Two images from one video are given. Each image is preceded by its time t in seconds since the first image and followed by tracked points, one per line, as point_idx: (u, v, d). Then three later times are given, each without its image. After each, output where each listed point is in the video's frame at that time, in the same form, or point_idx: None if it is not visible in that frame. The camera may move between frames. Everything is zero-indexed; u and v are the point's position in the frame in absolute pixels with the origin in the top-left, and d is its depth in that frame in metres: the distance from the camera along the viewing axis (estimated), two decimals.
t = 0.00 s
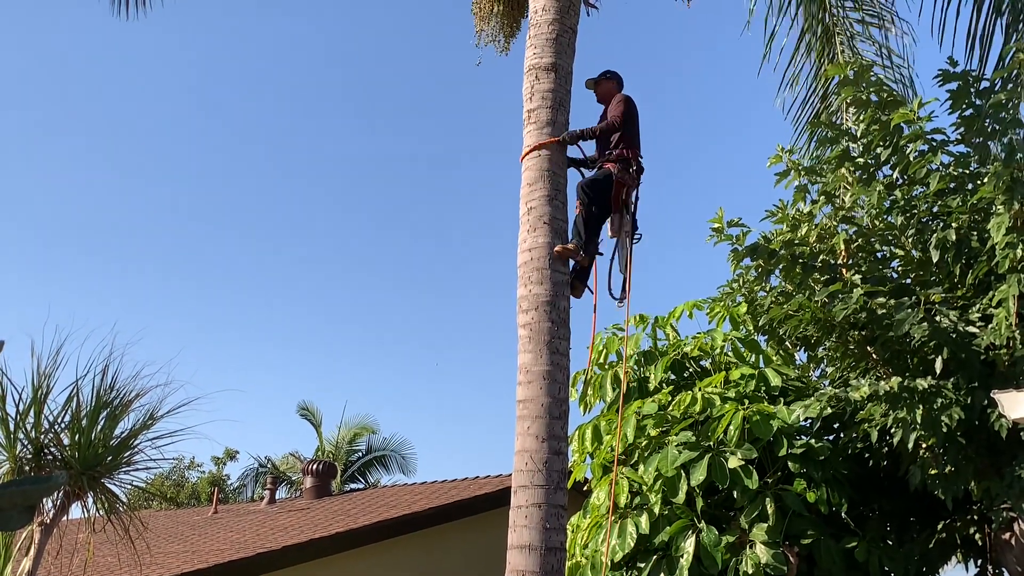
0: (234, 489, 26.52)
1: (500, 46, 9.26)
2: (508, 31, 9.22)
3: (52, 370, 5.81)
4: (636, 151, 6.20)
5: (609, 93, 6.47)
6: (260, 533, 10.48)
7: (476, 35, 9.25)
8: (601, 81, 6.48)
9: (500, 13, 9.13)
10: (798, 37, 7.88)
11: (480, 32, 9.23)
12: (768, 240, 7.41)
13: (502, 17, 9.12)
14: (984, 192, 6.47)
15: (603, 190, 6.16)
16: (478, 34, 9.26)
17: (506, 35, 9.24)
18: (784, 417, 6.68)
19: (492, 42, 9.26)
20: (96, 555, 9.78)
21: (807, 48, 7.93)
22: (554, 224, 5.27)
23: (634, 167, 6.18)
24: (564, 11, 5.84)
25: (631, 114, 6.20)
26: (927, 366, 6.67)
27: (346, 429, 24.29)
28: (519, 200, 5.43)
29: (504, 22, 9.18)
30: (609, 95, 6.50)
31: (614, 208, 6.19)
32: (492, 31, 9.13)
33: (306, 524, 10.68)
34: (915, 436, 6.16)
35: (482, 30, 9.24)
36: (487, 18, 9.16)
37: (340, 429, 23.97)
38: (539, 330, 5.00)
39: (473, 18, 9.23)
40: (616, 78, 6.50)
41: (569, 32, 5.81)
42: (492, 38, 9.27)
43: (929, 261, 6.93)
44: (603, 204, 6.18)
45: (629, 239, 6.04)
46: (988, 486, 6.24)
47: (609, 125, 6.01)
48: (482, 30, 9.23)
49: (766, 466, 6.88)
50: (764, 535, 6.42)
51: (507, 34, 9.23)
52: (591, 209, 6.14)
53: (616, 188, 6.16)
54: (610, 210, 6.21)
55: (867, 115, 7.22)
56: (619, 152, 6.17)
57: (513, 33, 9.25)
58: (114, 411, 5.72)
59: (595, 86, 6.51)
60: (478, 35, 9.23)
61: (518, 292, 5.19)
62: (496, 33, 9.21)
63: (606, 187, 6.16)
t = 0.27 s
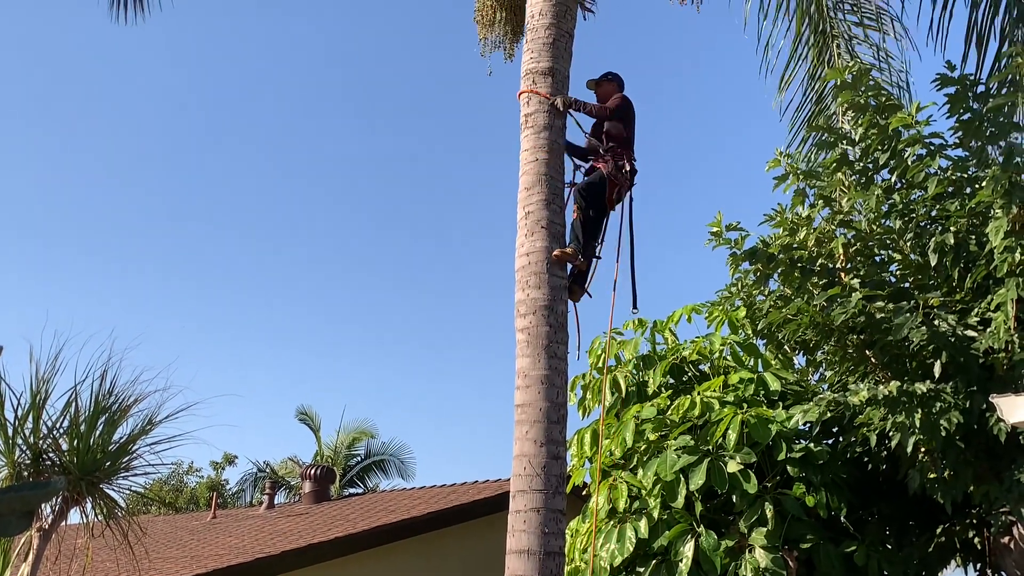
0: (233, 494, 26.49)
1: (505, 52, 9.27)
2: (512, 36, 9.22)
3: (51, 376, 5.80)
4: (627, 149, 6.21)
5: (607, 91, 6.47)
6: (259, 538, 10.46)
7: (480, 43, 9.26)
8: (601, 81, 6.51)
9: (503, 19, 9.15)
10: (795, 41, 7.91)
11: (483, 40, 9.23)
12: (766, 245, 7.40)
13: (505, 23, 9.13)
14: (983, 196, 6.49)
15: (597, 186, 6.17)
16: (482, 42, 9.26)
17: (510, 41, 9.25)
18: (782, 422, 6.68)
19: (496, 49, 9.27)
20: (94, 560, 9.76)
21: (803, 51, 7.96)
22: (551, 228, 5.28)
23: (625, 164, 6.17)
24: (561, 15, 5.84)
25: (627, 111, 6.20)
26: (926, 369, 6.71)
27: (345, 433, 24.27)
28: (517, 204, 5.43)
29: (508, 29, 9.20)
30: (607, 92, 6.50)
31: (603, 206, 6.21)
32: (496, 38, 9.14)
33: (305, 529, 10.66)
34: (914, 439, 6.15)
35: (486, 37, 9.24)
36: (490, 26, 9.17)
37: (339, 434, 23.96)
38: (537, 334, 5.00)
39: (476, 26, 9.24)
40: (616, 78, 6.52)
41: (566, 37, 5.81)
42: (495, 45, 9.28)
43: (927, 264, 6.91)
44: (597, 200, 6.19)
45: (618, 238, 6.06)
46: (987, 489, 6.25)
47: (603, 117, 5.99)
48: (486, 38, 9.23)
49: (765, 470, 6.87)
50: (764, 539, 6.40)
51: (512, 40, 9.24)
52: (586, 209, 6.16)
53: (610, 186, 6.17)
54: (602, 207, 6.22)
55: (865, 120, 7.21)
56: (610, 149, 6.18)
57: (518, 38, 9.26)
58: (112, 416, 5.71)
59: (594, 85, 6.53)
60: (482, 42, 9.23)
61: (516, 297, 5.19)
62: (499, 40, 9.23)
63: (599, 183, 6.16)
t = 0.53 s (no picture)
0: (232, 497, 26.46)
1: (502, 55, 9.28)
2: (509, 40, 9.23)
3: (49, 379, 5.79)
4: (636, 151, 6.31)
5: (620, 95, 6.59)
6: (258, 542, 10.45)
7: (478, 45, 9.26)
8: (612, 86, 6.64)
9: (500, 22, 9.17)
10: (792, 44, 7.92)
11: (481, 42, 9.24)
12: (765, 248, 7.40)
13: (502, 26, 9.15)
14: (982, 198, 6.49)
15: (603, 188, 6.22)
16: (479, 44, 9.26)
17: (507, 45, 9.27)
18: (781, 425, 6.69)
19: (494, 51, 9.28)
20: (93, 564, 9.75)
21: (801, 54, 7.98)
22: (550, 232, 5.27)
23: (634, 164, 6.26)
24: (560, 18, 5.85)
25: (637, 111, 6.32)
26: (925, 372, 6.68)
27: (345, 436, 24.26)
28: (516, 207, 5.43)
29: (505, 32, 9.21)
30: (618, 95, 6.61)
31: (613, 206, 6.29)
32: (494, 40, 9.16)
33: (305, 532, 10.65)
34: (914, 442, 6.16)
35: (484, 40, 9.25)
36: (488, 28, 9.18)
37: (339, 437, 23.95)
38: (537, 337, 5.00)
39: (474, 28, 9.24)
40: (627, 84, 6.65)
41: (565, 40, 5.82)
42: (493, 48, 9.30)
43: (926, 267, 6.89)
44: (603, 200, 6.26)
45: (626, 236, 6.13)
46: (987, 492, 6.25)
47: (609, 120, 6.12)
48: (484, 41, 9.24)
49: (765, 473, 6.87)
50: (764, 542, 6.39)
51: (509, 42, 9.26)
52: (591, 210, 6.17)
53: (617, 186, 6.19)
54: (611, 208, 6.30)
55: (864, 122, 7.20)
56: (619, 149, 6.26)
57: (516, 41, 9.28)
58: (111, 420, 5.71)
59: (605, 91, 6.68)
60: (480, 44, 9.23)
61: (516, 300, 5.19)
62: (496, 43, 9.24)
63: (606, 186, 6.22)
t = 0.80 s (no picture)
0: (232, 498, 26.45)
1: (489, 54, 9.30)
2: (497, 39, 9.25)
3: (49, 380, 5.79)
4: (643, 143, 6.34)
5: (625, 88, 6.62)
6: (258, 542, 10.45)
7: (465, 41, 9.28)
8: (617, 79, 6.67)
9: (490, 20, 9.16)
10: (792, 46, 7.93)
11: (469, 38, 9.26)
12: (765, 247, 7.40)
13: (492, 24, 9.15)
14: (981, 198, 6.49)
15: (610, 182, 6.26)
16: (468, 40, 9.28)
17: (494, 42, 9.28)
18: (781, 425, 6.68)
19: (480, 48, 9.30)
20: (92, 564, 9.74)
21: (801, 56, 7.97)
22: (551, 232, 5.28)
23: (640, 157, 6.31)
24: (561, 19, 5.85)
25: (643, 105, 6.36)
26: (925, 372, 6.69)
27: (344, 437, 24.26)
28: (516, 208, 5.43)
29: (495, 30, 9.22)
30: (621, 89, 6.65)
31: (621, 199, 6.33)
32: (482, 37, 9.17)
33: (304, 533, 10.65)
34: (913, 442, 6.16)
35: (472, 36, 9.27)
36: (477, 25, 9.19)
37: (338, 438, 23.94)
38: (537, 338, 5.00)
39: (464, 23, 9.26)
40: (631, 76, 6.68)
41: (565, 41, 5.82)
42: (481, 45, 9.31)
43: (926, 267, 6.91)
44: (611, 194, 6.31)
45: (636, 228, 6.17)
46: (986, 492, 6.26)
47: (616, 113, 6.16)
48: (471, 37, 9.25)
49: (764, 473, 6.87)
50: (763, 542, 6.39)
51: (496, 41, 9.27)
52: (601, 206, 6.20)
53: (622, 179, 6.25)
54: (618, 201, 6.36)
55: (863, 122, 7.21)
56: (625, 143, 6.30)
57: (503, 40, 9.30)
58: (110, 421, 5.70)
59: (608, 86, 6.72)
60: (467, 41, 9.26)
61: (516, 300, 5.19)
62: (484, 40, 9.25)
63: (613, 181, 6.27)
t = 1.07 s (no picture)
0: (232, 496, 26.47)
1: (490, 51, 9.31)
2: (498, 36, 9.25)
3: (49, 378, 5.79)
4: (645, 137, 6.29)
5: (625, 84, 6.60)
6: (258, 540, 10.46)
7: (467, 39, 9.28)
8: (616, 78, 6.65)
9: (491, 17, 9.16)
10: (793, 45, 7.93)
11: (471, 36, 9.27)
12: (765, 245, 7.39)
13: (493, 22, 9.16)
14: (981, 196, 6.46)
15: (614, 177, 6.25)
16: (469, 38, 9.28)
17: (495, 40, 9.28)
18: (782, 423, 6.67)
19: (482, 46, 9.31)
20: (93, 562, 9.75)
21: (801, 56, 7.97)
22: (551, 230, 5.27)
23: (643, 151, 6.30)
24: (561, 17, 5.84)
25: (643, 99, 6.33)
26: (925, 369, 6.71)
27: (344, 435, 24.27)
28: (517, 206, 5.43)
29: (495, 28, 9.22)
30: (621, 86, 6.63)
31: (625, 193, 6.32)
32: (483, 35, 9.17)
33: (305, 530, 10.66)
34: (913, 440, 6.13)
35: (474, 34, 9.27)
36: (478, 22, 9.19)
37: (339, 436, 23.96)
38: (537, 336, 5.00)
39: (464, 22, 9.25)
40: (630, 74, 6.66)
41: (566, 39, 5.81)
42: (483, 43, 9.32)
43: (926, 265, 6.93)
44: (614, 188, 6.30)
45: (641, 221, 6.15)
46: (986, 489, 6.26)
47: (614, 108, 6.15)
48: (473, 35, 9.25)
49: (764, 471, 6.86)
50: (764, 540, 6.40)
51: (496, 39, 9.28)
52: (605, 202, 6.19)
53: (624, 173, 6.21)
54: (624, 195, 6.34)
55: (864, 120, 7.20)
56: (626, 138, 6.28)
57: (504, 38, 9.30)
58: (111, 418, 5.71)
59: (608, 84, 6.70)
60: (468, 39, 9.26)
61: (516, 298, 5.19)
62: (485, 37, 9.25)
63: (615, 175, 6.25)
